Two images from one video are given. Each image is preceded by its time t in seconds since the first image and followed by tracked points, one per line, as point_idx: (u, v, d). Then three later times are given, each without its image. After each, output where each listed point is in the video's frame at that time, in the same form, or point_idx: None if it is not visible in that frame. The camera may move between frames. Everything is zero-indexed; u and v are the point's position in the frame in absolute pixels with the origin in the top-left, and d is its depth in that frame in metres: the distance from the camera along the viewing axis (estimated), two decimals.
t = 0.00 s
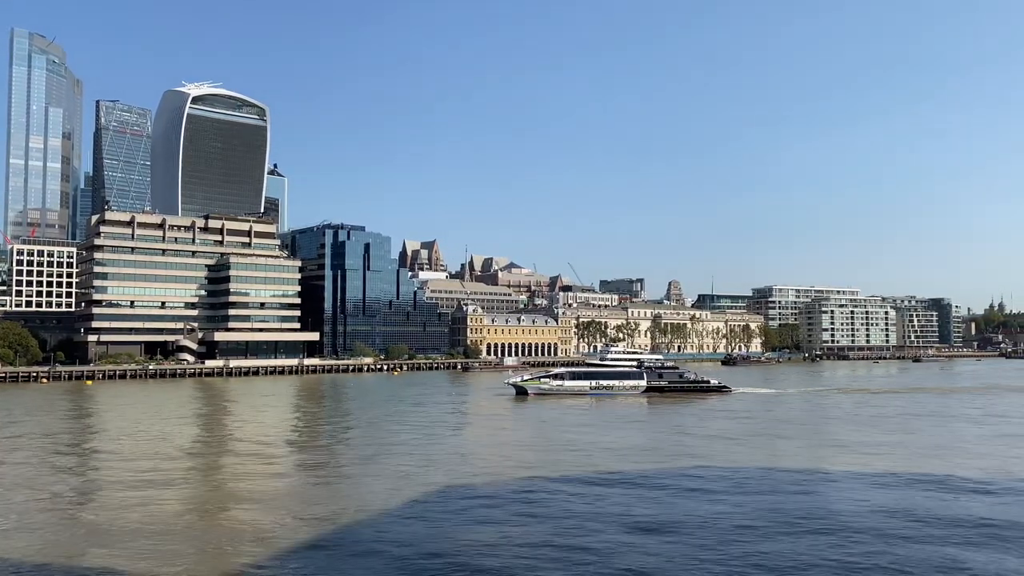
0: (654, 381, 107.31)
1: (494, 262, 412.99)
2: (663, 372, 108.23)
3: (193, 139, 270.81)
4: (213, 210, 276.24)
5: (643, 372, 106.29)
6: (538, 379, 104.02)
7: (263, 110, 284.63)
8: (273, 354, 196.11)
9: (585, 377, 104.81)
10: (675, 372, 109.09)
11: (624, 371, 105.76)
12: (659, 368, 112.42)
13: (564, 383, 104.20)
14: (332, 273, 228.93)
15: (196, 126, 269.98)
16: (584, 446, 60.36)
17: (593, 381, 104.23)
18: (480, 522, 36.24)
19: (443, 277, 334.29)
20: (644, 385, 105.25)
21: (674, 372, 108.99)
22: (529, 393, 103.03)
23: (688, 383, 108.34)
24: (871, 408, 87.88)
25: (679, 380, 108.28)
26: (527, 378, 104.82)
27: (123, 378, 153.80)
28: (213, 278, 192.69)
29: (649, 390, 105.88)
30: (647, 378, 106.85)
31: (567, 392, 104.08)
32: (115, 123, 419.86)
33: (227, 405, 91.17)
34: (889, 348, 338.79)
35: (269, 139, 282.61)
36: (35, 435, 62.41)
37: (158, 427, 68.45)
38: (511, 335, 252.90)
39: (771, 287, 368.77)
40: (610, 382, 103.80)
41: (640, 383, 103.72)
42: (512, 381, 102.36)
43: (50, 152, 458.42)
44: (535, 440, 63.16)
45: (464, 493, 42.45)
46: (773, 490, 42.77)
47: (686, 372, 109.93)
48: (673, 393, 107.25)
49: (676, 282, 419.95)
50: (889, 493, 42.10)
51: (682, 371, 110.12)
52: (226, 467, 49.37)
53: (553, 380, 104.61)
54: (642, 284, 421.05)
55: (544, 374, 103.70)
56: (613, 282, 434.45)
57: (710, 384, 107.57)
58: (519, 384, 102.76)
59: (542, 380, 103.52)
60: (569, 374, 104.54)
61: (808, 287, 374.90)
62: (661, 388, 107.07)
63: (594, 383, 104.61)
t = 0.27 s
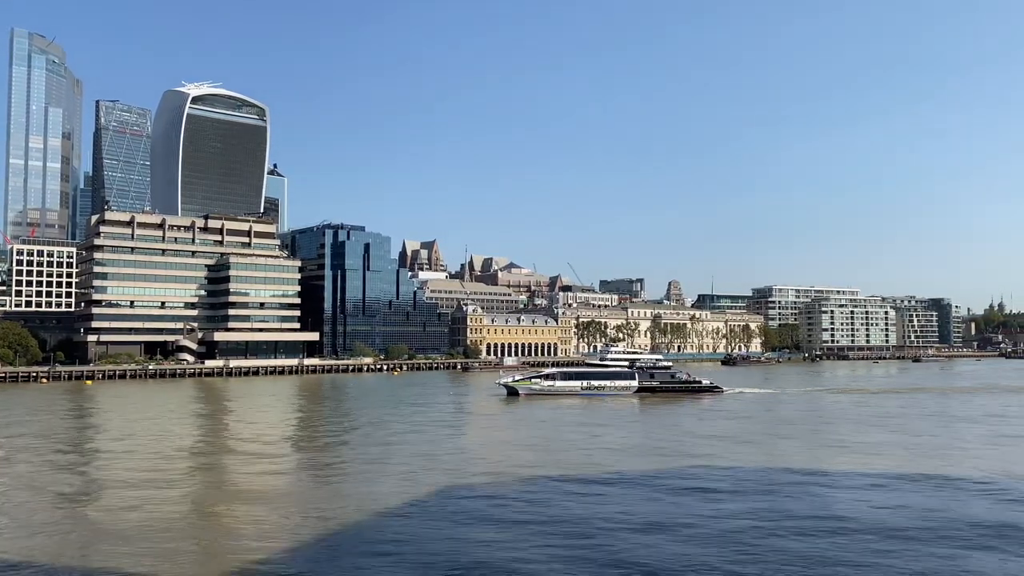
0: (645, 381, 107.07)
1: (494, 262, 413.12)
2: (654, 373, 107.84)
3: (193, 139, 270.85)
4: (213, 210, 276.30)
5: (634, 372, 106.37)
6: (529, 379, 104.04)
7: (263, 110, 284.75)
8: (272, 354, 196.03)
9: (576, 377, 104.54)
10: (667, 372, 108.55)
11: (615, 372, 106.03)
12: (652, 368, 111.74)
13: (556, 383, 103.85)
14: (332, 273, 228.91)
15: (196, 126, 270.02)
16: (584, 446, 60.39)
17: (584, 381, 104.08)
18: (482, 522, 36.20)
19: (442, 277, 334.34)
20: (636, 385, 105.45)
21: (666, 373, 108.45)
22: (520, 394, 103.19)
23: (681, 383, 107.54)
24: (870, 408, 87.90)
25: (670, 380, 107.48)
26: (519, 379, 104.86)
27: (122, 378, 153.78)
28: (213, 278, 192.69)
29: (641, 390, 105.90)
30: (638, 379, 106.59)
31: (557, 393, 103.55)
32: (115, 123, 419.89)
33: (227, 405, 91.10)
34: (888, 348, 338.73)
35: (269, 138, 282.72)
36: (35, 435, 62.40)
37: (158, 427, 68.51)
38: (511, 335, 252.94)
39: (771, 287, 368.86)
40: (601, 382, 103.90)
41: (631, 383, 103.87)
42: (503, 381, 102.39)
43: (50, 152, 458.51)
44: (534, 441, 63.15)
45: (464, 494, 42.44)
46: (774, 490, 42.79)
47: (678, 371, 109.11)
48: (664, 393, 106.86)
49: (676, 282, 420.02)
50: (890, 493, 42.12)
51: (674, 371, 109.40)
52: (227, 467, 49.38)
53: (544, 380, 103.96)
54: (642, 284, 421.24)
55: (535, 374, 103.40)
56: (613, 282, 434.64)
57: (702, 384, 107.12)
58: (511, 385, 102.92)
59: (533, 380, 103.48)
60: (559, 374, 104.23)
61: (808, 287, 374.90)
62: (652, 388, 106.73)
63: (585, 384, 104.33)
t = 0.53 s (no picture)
0: (635, 381, 107.17)
1: (494, 262, 413.21)
2: (644, 374, 108.23)
3: (193, 139, 270.76)
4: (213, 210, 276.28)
5: (624, 372, 106.38)
6: (518, 380, 103.97)
7: (263, 110, 284.74)
8: (273, 354, 195.99)
9: (566, 377, 104.52)
10: (656, 373, 109.13)
11: (604, 371, 105.96)
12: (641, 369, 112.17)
13: (545, 383, 103.69)
14: (332, 273, 228.87)
15: (196, 126, 269.93)
16: (584, 446, 60.34)
17: (574, 381, 104.08)
18: (481, 522, 36.21)
19: (442, 277, 334.41)
20: (625, 385, 105.26)
21: (656, 374, 108.95)
22: (510, 394, 102.90)
23: (670, 383, 107.87)
24: (869, 408, 87.93)
25: (660, 380, 108.05)
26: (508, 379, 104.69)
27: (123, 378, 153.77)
28: (213, 278, 192.68)
29: (631, 390, 105.70)
30: (628, 378, 106.67)
31: (546, 393, 103.44)
32: (115, 123, 419.86)
33: (226, 405, 91.06)
34: (888, 348, 338.75)
35: (269, 138, 282.77)
36: (34, 436, 62.36)
37: (158, 427, 68.56)
38: (511, 335, 253.00)
39: (771, 287, 368.97)
40: (590, 382, 103.82)
41: (621, 383, 103.88)
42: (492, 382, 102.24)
43: (50, 152, 458.44)
44: (532, 440, 63.24)
45: (464, 495, 42.37)
46: (773, 490, 42.79)
47: (668, 372, 109.54)
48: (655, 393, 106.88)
49: (676, 282, 420.11)
50: (889, 493, 42.10)
51: (664, 372, 109.97)
52: (227, 467, 49.38)
53: (533, 380, 104.00)
54: (642, 284, 421.39)
55: (524, 375, 103.39)
56: (612, 282, 434.76)
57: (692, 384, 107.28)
58: (500, 385, 102.64)
59: (522, 381, 103.39)
60: (548, 375, 104.23)
61: (807, 287, 374.90)
62: (642, 389, 106.85)
63: (575, 384, 104.31)
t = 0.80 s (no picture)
0: (626, 381, 106.67)
1: (494, 262, 413.28)
2: (636, 375, 107.93)
3: (193, 139, 270.70)
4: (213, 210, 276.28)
5: (615, 372, 106.46)
6: (508, 380, 104.14)
7: (263, 110, 284.78)
8: (272, 354, 195.92)
9: (557, 378, 104.57)
10: (649, 374, 108.75)
11: (595, 372, 106.00)
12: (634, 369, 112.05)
13: (535, 384, 103.55)
14: (333, 273, 228.85)
15: (196, 126, 269.91)
16: (583, 446, 60.28)
17: (565, 381, 104.15)
18: (480, 522, 36.15)
19: (442, 277, 334.48)
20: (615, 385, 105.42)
21: (647, 374, 108.58)
22: (501, 394, 103.11)
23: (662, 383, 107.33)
24: (869, 408, 87.90)
25: (652, 380, 107.57)
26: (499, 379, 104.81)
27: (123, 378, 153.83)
28: (213, 279, 192.68)
29: (623, 391, 105.67)
30: (620, 379, 106.48)
31: (536, 394, 103.30)
32: (115, 123, 419.92)
33: (226, 406, 90.99)
34: (889, 347, 338.58)
35: (269, 138, 282.85)
36: (34, 436, 62.36)
37: (159, 428, 68.53)
38: (511, 335, 253.06)
39: (771, 287, 368.83)
40: (581, 382, 103.83)
41: (613, 383, 103.91)
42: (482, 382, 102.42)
43: (50, 152, 458.55)
44: (532, 440, 63.24)
45: (463, 495, 42.26)
46: (773, 490, 42.76)
47: (661, 373, 109.30)
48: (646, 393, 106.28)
49: (676, 282, 420.24)
50: (889, 493, 42.04)
51: (656, 372, 109.80)
52: (227, 467, 49.36)
53: (525, 381, 104.09)
54: (642, 284, 421.48)
55: (516, 375, 103.45)
56: (613, 282, 434.88)
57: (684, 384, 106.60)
58: (490, 385, 102.74)
59: (513, 381, 103.44)
60: (539, 375, 104.24)
61: (807, 287, 374.80)
62: (634, 389, 106.40)
63: (566, 384, 104.31)
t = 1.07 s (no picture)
0: (616, 382, 106.81)
1: (494, 262, 413.28)
2: (625, 375, 108.17)
3: (193, 139, 270.71)
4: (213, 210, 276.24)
5: (605, 373, 106.14)
6: (497, 380, 103.48)
7: (263, 110, 284.92)
8: (272, 354, 195.93)
9: (546, 378, 104.01)
10: (638, 374, 109.06)
11: (584, 372, 105.54)
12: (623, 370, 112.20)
13: (524, 385, 102.98)
14: (333, 273, 228.94)
15: (196, 126, 269.94)
16: (583, 446, 60.29)
17: (554, 382, 103.63)
18: (480, 522, 36.12)
19: (442, 277, 334.46)
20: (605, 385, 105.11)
21: (637, 375, 108.72)
22: (489, 394, 102.65)
23: (651, 384, 107.86)
24: (867, 407, 87.95)
25: (641, 380, 107.78)
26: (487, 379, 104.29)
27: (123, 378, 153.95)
28: (213, 279, 192.72)
29: (612, 391, 105.56)
30: (609, 379, 106.51)
31: (526, 394, 102.92)
32: (115, 123, 419.98)
33: (225, 406, 90.91)
34: (889, 348, 338.54)
35: (269, 139, 282.95)
36: (34, 436, 62.39)
37: (159, 428, 68.50)
38: (511, 335, 253.18)
39: (772, 287, 368.65)
40: (571, 383, 103.64)
41: (602, 383, 103.68)
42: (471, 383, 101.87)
43: (50, 152, 458.64)
44: (531, 441, 63.26)
45: (463, 495, 42.27)
46: (772, 490, 42.76)
47: (650, 373, 109.87)
48: (635, 393, 106.65)
49: (676, 282, 420.42)
50: (887, 493, 42.06)
51: (646, 372, 110.25)
52: (227, 467, 49.40)
53: (513, 381, 103.77)
54: (642, 284, 421.55)
55: (504, 376, 102.81)
56: (613, 282, 434.84)
57: (673, 385, 107.27)
58: (479, 386, 102.24)
59: (501, 381, 102.82)
60: (528, 376, 103.69)
61: (808, 287, 374.71)
62: (623, 390, 106.49)
63: (555, 384, 103.85)
